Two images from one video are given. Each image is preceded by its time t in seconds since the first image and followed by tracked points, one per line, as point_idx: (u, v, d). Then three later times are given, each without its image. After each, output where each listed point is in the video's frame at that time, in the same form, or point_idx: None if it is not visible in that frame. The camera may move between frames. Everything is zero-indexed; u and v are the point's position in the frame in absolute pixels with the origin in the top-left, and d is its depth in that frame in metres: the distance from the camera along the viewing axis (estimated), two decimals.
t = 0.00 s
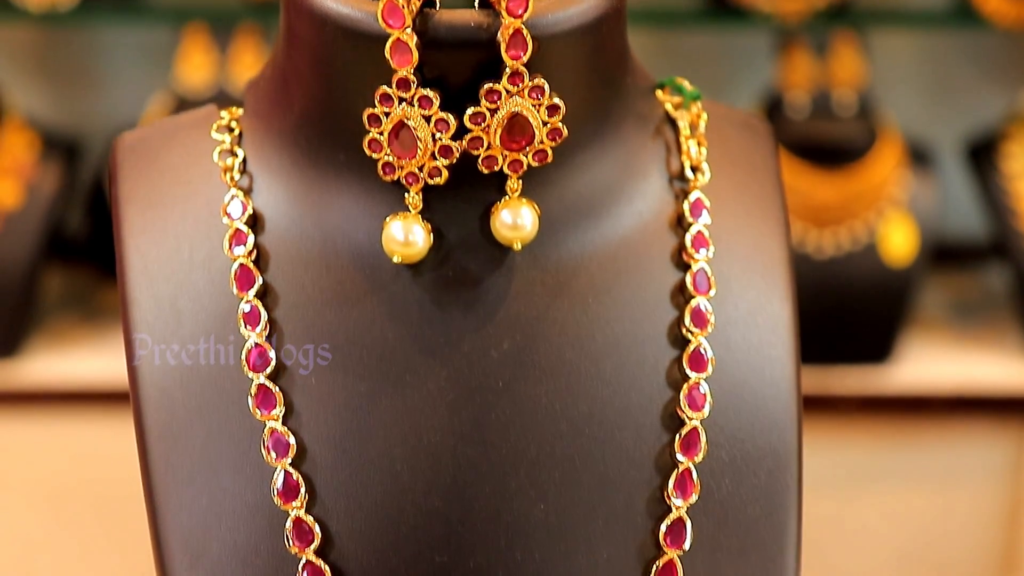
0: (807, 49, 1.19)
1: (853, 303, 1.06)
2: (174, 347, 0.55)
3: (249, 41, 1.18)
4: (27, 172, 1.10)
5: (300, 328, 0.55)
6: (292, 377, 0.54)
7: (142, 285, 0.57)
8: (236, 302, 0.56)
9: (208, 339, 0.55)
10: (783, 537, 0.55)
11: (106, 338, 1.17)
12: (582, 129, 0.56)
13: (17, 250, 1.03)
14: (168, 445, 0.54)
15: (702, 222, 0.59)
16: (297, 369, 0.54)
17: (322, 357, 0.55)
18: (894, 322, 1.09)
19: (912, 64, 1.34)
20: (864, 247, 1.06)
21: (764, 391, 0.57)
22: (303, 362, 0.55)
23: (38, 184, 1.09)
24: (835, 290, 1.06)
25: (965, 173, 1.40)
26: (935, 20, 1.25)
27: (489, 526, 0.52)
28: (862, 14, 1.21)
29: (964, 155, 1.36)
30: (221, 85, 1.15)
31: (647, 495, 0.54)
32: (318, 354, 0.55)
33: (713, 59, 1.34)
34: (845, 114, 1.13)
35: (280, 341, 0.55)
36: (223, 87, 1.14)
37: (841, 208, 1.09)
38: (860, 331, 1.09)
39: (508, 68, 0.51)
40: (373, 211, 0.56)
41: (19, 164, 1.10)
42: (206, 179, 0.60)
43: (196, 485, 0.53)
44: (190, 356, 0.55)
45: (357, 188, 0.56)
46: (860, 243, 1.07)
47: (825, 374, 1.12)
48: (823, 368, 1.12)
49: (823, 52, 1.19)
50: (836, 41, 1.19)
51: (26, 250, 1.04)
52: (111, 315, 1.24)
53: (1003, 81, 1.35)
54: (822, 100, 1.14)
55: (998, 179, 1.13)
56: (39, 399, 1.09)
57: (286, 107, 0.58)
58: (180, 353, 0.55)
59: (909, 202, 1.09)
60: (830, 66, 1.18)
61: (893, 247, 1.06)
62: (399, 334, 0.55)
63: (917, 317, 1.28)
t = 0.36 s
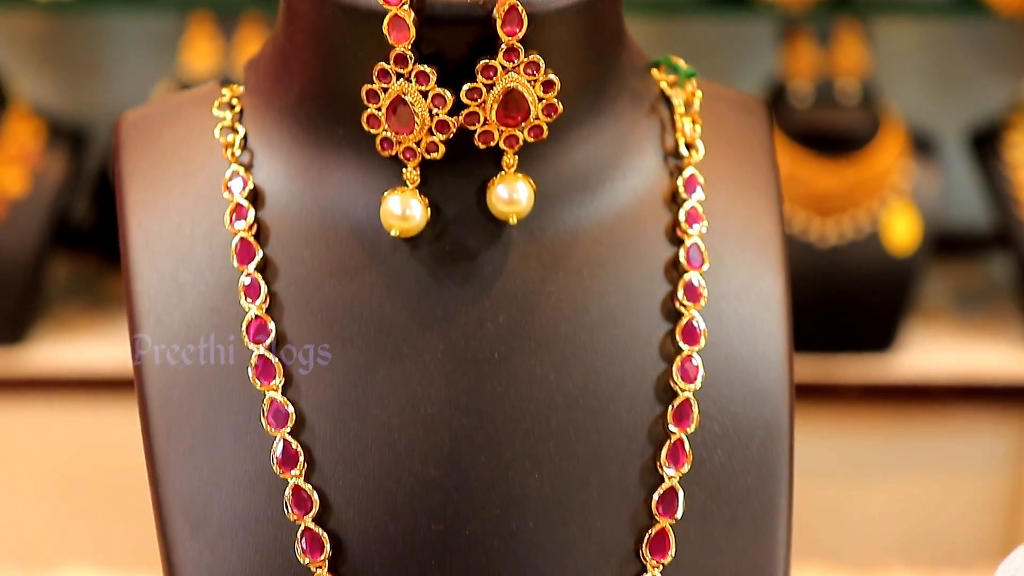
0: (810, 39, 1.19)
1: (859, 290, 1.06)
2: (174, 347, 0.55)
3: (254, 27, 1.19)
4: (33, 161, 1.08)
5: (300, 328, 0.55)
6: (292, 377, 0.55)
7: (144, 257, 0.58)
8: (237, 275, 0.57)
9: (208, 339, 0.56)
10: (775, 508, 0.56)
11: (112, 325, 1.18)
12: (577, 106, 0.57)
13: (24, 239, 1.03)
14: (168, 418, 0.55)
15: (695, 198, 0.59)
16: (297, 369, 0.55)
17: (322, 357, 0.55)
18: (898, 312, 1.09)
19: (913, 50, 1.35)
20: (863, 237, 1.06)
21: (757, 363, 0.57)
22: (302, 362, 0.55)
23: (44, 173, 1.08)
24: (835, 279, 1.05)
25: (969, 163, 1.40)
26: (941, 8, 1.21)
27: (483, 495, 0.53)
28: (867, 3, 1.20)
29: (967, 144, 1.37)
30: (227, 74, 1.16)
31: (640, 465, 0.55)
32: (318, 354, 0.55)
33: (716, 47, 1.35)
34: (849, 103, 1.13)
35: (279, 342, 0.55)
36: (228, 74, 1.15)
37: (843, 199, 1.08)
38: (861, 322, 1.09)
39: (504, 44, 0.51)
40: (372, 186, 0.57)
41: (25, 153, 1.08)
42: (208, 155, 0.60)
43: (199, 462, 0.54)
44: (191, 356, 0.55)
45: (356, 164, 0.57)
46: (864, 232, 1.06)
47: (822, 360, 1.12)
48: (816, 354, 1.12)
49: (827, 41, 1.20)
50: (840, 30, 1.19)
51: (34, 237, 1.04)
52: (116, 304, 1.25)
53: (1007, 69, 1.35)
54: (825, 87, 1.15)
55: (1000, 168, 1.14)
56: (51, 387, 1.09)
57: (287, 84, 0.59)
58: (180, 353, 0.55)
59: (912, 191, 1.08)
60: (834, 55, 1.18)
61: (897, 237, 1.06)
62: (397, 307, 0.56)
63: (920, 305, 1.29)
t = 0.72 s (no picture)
0: (814, 32, 1.18)
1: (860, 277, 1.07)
2: (174, 347, 0.56)
3: (260, 20, 1.20)
4: (40, 154, 1.08)
5: (301, 327, 0.56)
6: (291, 376, 0.56)
7: (149, 239, 0.59)
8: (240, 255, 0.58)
9: (208, 339, 0.57)
10: (766, 485, 0.57)
11: (118, 317, 1.19)
12: (574, 93, 0.59)
13: (33, 229, 1.04)
14: (173, 397, 0.56)
15: (690, 182, 0.60)
16: (297, 368, 0.56)
17: (322, 357, 0.56)
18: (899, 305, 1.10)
19: (923, 43, 1.36)
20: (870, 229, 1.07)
21: (749, 344, 0.58)
22: (303, 362, 0.56)
23: (51, 166, 1.08)
24: (840, 271, 1.06)
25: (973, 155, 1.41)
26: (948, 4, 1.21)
27: (481, 471, 0.54)
28: None
29: (972, 136, 1.37)
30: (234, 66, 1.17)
31: (634, 444, 0.56)
32: (318, 354, 0.56)
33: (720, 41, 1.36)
34: (853, 96, 1.14)
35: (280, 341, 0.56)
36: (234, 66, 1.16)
37: (845, 190, 1.09)
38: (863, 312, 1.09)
39: (501, 30, 0.53)
40: (372, 170, 0.58)
41: (32, 146, 1.09)
42: (212, 140, 0.62)
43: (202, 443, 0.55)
44: (191, 356, 0.56)
45: (358, 147, 0.59)
46: (867, 224, 1.08)
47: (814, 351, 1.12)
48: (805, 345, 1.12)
49: (831, 34, 1.18)
50: (844, 23, 1.18)
51: (44, 228, 1.05)
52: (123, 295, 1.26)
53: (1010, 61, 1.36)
54: (829, 82, 1.15)
55: (1004, 160, 1.14)
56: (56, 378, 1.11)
57: (290, 70, 0.60)
58: (180, 353, 0.56)
59: (917, 183, 1.10)
60: (838, 49, 1.17)
61: (901, 229, 1.07)
62: (397, 288, 0.57)
63: (925, 298, 1.30)
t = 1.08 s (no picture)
0: (816, 21, 1.18)
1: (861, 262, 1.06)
2: (174, 347, 0.57)
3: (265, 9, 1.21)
4: (46, 141, 1.10)
5: (302, 327, 0.57)
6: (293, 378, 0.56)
7: (150, 211, 0.60)
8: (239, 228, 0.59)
9: (207, 339, 0.57)
10: (756, 453, 0.58)
11: (121, 303, 1.20)
12: (567, 69, 0.59)
13: (38, 222, 1.04)
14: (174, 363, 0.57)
15: (682, 157, 0.61)
16: (298, 370, 0.57)
17: (322, 357, 0.57)
18: (900, 292, 1.08)
19: (923, 30, 1.34)
20: (870, 218, 1.07)
21: (739, 315, 0.59)
22: (303, 362, 0.57)
23: (57, 153, 1.09)
24: (841, 257, 1.06)
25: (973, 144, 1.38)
26: None
27: (475, 437, 0.56)
28: None
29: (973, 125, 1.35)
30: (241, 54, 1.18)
31: (626, 412, 0.57)
32: (318, 354, 0.57)
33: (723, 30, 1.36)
34: (855, 84, 1.13)
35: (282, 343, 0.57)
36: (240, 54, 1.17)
37: (846, 179, 1.08)
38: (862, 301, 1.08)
39: (495, 6, 0.54)
40: (369, 144, 0.59)
41: (38, 134, 1.10)
42: (212, 116, 0.63)
43: (204, 411, 0.57)
44: (191, 356, 0.57)
45: (354, 122, 0.59)
46: (869, 211, 1.07)
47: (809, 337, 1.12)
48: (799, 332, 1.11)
49: (833, 23, 1.18)
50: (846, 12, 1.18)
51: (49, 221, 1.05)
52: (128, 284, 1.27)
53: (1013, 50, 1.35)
54: (831, 71, 1.14)
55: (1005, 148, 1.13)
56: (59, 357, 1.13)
57: (287, 47, 0.60)
58: (180, 353, 0.57)
59: (919, 172, 1.09)
60: (839, 38, 1.17)
61: (902, 218, 1.07)
62: (393, 259, 0.58)
63: (926, 288, 1.29)
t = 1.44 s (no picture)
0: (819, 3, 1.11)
1: (860, 248, 1.03)
2: (174, 347, 0.58)
3: None
4: (50, 128, 1.06)
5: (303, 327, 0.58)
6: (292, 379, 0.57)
7: (154, 180, 0.61)
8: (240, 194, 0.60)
9: (208, 339, 0.58)
10: (750, 415, 0.59)
11: (123, 287, 1.19)
12: (564, 37, 0.59)
13: (42, 211, 1.02)
14: (175, 325, 0.58)
15: (677, 126, 0.62)
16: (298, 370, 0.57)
17: (322, 357, 0.57)
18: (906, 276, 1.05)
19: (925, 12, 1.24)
20: (872, 203, 1.03)
21: (733, 281, 0.60)
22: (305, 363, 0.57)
23: (62, 140, 1.05)
24: (842, 243, 1.03)
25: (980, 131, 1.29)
26: None
27: (472, 398, 0.57)
28: None
29: (977, 112, 1.25)
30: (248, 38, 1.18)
31: (621, 375, 0.58)
32: (318, 353, 0.57)
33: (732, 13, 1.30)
34: (858, 68, 1.09)
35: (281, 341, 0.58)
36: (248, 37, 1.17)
37: (849, 162, 1.05)
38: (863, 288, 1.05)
39: None
40: (370, 113, 0.60)
41: (42, 121, 1.06)
42: (214, 88, 0.64)
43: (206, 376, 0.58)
44: (191, 356, 0.58)
45: (354, 90, 0.60)
46: (871, 196, 1.04)
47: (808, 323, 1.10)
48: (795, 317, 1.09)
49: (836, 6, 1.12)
50: None
51: (54, 210, 1.03)
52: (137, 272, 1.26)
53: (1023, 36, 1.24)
54: (835, 55, 1.09)
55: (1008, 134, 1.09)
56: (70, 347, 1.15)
57: (287, 18, 0.61)
58: (180, 353, 0.58)
59: (920, 157, 1.06)
60: (843, 21, 1.11)
61: (905, 203, 1.04)
62: (392, 226, 0.59)
63: (927, 274, 1.23)
